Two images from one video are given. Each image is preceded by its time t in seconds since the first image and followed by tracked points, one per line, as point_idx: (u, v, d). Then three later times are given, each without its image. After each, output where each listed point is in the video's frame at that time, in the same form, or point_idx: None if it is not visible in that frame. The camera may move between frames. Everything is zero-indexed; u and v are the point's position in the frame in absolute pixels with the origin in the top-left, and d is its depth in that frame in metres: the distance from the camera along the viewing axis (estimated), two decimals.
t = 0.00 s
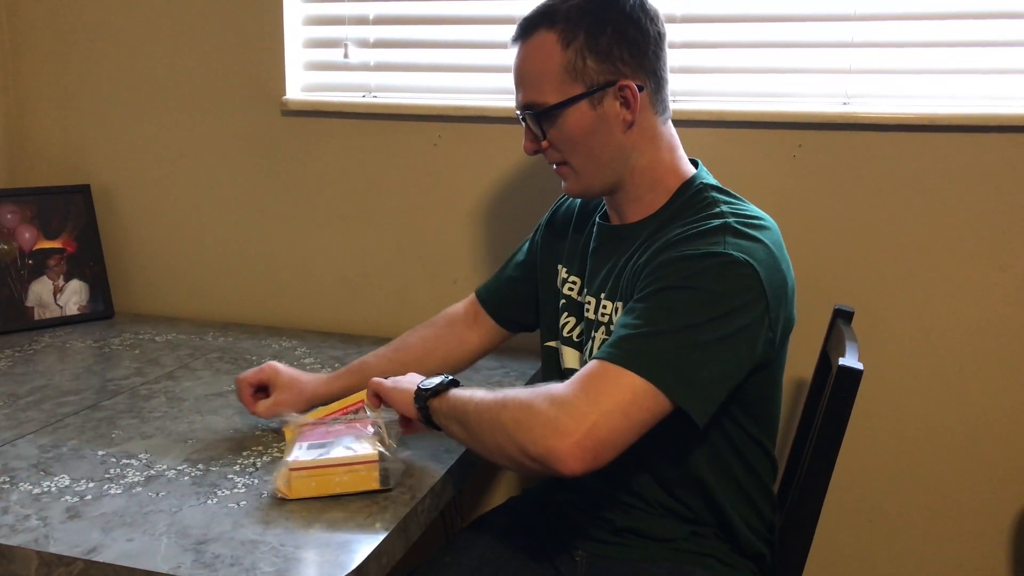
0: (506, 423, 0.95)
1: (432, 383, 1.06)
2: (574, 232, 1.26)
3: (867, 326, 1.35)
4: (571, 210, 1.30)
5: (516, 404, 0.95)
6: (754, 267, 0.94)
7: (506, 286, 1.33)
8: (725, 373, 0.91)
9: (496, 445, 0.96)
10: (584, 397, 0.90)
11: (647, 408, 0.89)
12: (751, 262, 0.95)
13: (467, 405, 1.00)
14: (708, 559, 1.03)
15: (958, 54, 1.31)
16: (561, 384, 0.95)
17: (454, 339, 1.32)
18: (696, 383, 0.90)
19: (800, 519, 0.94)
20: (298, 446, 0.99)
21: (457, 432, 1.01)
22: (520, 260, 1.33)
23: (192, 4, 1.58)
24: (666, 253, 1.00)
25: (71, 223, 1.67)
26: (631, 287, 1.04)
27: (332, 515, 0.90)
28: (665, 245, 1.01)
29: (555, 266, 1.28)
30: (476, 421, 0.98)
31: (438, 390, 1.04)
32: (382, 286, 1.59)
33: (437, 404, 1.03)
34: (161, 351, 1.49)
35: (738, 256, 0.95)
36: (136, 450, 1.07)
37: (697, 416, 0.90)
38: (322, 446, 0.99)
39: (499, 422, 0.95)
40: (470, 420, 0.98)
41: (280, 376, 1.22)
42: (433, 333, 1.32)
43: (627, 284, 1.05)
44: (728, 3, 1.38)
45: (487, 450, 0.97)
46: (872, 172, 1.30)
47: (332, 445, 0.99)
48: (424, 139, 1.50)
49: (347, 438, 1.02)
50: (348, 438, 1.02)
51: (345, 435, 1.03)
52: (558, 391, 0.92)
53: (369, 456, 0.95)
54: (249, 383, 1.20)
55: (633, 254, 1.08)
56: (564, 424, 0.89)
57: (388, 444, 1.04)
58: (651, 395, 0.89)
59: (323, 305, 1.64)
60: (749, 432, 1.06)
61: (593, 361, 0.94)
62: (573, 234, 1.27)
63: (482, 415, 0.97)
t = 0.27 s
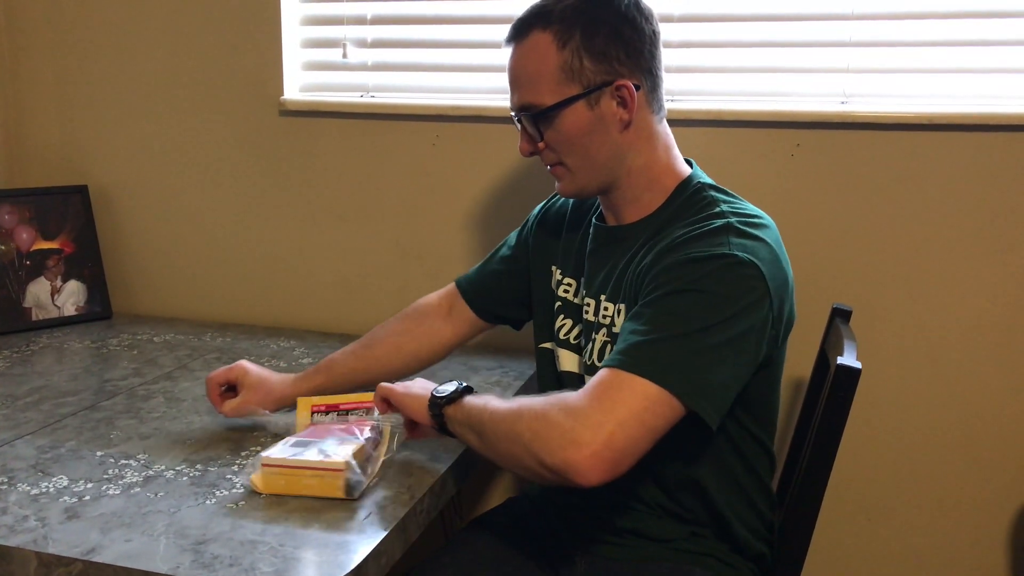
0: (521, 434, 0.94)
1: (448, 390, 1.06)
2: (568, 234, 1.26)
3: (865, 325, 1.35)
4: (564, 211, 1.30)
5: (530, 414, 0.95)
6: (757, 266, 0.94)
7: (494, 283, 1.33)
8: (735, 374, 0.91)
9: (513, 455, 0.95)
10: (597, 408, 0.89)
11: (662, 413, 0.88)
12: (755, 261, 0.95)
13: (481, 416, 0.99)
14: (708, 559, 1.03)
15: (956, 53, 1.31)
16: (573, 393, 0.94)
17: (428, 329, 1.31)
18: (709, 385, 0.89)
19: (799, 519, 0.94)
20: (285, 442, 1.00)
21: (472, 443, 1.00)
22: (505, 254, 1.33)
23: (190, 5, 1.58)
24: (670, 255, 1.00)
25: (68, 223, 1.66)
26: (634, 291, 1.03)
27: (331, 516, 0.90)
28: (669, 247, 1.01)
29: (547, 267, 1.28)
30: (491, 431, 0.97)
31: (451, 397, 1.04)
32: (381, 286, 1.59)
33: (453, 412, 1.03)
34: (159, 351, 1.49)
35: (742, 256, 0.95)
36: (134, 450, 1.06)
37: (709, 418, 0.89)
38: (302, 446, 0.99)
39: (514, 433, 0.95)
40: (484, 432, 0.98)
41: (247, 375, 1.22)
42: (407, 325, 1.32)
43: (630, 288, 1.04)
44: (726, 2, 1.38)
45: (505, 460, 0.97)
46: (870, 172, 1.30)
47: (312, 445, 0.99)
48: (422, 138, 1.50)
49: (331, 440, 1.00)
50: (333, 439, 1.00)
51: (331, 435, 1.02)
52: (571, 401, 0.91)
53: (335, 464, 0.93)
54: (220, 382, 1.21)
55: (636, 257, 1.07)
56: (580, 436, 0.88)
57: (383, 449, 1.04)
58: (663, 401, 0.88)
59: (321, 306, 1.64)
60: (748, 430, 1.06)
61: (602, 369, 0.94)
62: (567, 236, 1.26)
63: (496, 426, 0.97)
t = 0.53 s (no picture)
0: (531, 442, 0.93)
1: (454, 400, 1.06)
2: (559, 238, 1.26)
3: (862, 325, 1.35)
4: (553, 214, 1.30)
5: (539, 422, 0.94)
6: (757, 266, 0.95)
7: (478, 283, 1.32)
8: (740, 375, 0.91)
9: (524, 464, 0.94)
10: (608, 413, 0.88)
11: (672, 417, 0.88)
12: (754, 262, 0.95)
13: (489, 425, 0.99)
14: (707, 559, 1.03)
15: (953, 54, 1.31)
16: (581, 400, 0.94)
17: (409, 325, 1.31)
18: (716, 386, 0.89)
19: (798, 519, 0.94)
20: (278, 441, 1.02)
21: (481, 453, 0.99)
22: (492, 255, 1.33)
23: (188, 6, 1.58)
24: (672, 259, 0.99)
25: (67, 225, 1.66)
26: (636, 296, 1.04)
27: (330, 517, 0.90)
28: (670, 250, 1.01)
29: (538, 272, 1.27)
30: (500, 440, 0.97)
31: (457, 409, 1.04)
32: (380, 287, 1.59)
33: (459, 424, 1.02)
34: (158, 353, 1.49)
35: (742, 257, 0.95)
36: (133, 452, 1.07)
37: (717, 419, 0.89)
38: (291, 446, 1.00)
39: (525, 441, 0.94)
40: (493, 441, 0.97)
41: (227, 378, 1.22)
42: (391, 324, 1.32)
43: (631, 291, 1.05)
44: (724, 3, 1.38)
45: (516, 469, 0.96)
46: (867, 172, 1.31)
47: (301, 446, 1.00)
48: (420, 140, 1.51)
49: (323, 442, 1.01)
50: (325, 441, 1.02)
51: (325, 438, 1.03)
52: (580, 408, 0.91)
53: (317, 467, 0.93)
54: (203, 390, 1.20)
55: (635, 260, 1.08)
56: (592, 442, 0.87)
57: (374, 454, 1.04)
58: (672, 405, 0.88)
59: (320, 307, 1.64)
60: (748, 432, 1.06)
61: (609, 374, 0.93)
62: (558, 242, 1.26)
63: (506, 435, 0.96)
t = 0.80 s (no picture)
0: (537, 451, 0.93)
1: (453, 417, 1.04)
2: (554, 242, 1.26)
3: (861, 325, 1.35)
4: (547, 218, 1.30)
5: (544, 431, 0.94)
6: (755, 267, 0.95)
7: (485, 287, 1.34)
8: (741, 377, 0.92)
9: (531, 473, 0.94)
10: (615, 417, 0.88)
11: (678, 418, 0.88)
12: (753, 262, 0.96)
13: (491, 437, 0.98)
14: (705, 558, 1.03)
15: (952, 53, 1.31)
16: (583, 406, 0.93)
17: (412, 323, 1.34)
18: (719, 388, 0.89)
19: (798, 518, 0.95)
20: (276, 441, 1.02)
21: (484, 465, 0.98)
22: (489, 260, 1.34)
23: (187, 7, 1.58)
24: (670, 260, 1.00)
25: (67, 226, 1.66)
26: (636, 298, 1.04)
27: (330, 517, 0.90)
28: (669, 251, 1.01)
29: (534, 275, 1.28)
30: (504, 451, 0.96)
31: (457, 427, 1.02)
32: (379, 288, 1.59)
33: (459, 441, 1.01)
34: (158, 354, 1.49)
35: (741, 258, 0.95)
36: (133, 453, 1.07)
37: (721, 421, 0.89)
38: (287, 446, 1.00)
39: (531, 450, 0.93)
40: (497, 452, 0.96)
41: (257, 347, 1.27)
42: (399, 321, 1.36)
43: (630, 293, 1.05)
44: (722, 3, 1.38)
45: (522, 479, 0.95)
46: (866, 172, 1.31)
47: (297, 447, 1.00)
48: (419, 140, 1.51)
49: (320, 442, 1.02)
50: (322, 442, 1.02)
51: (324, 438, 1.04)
52: (585, 414, 0.90)
53: (309, 467, 0.93)
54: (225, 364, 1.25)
55: (633, 261, 1.08)
56: (602, 448, 0.87)
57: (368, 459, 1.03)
58: (677, 407, 0.88)
59: (320, 307, 1.64)
60: (747, 431, 1.06)
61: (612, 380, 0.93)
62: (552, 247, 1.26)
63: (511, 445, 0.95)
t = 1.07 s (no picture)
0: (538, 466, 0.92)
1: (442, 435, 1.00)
2: (550, 243, 1.27)
3: (859, 324, 1.35)
4: (546, 219, 1.31)
5: (542, 445, 0.93)
6: (745, 270, 0.95)
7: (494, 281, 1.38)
8: (738, 383, 0.92)
9: (531, 488, 0.93)
10: (617, 429, 0.88)
11: (678, 428, 0.88)
12: (743, 266, 0.95)
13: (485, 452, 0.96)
14: (701, 558, 1.03)
15: (949, 53, 1.31)
16: (579, 419, 0.93)
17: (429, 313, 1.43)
18: (715, 396, 0.89)
19: (796, 518, 0.95)
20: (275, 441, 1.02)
21: (479, 482, 0.97)
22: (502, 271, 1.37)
23: (184, 7, 1.58)
24: (660, 265, 1.00)
25: (64, 226, 1.66)
26: (627, 303, 1.03)
27: (327, 518, 0.90)
28: (659, 254, 1.01)
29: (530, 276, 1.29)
30: (502, 467, 0.95)
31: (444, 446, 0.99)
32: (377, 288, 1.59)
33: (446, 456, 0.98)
34: (156, 354, 1.48)
35: (733, 263, 0.95)
36: (131, 453, 1.06)
37: (718, 429, 0.89)
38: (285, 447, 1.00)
39: (530, 465, 0.93)
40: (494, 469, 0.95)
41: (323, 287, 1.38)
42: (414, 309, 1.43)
43: (621, 296, 1.05)
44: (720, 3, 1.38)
45: (521, 494, 0.94)
46: (863, 171, 1.31)
47: (295, 447, 1.00)
48: (417, 140, 1.51)
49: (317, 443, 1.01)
50: (320, 443, 1.02)
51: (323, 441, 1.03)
52: (585, 427, 0.90)
53: (304, 469, 0.93)
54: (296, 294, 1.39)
55: (625, 263, 1.08)
56: (607, 461, 0.86)
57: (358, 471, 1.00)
58: (674, 416, 0.88)
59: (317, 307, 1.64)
60: (740, 431, 1.06)
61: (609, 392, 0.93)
62: (548, 246, 1.27)
63: (508, 461, 0.94)
